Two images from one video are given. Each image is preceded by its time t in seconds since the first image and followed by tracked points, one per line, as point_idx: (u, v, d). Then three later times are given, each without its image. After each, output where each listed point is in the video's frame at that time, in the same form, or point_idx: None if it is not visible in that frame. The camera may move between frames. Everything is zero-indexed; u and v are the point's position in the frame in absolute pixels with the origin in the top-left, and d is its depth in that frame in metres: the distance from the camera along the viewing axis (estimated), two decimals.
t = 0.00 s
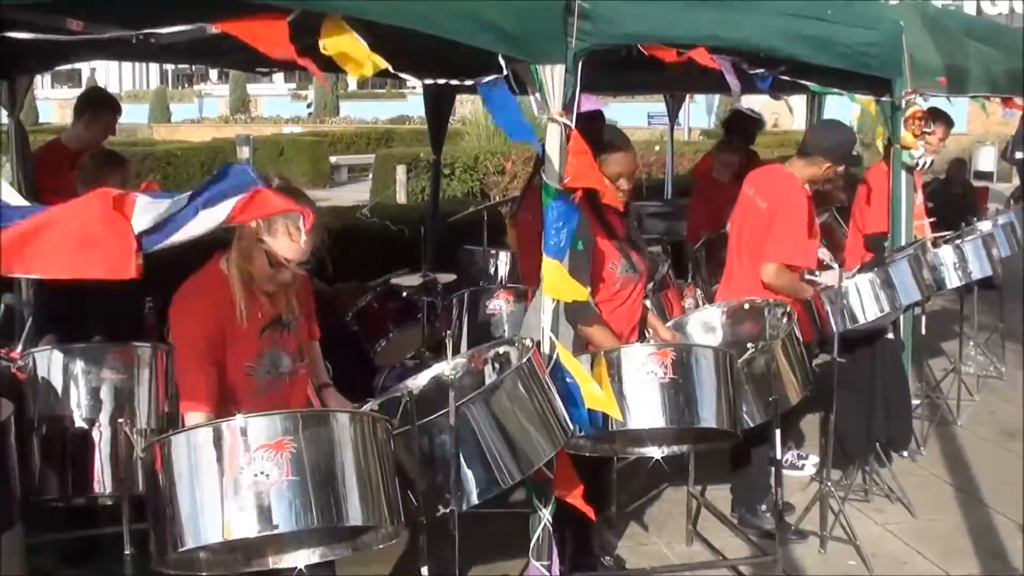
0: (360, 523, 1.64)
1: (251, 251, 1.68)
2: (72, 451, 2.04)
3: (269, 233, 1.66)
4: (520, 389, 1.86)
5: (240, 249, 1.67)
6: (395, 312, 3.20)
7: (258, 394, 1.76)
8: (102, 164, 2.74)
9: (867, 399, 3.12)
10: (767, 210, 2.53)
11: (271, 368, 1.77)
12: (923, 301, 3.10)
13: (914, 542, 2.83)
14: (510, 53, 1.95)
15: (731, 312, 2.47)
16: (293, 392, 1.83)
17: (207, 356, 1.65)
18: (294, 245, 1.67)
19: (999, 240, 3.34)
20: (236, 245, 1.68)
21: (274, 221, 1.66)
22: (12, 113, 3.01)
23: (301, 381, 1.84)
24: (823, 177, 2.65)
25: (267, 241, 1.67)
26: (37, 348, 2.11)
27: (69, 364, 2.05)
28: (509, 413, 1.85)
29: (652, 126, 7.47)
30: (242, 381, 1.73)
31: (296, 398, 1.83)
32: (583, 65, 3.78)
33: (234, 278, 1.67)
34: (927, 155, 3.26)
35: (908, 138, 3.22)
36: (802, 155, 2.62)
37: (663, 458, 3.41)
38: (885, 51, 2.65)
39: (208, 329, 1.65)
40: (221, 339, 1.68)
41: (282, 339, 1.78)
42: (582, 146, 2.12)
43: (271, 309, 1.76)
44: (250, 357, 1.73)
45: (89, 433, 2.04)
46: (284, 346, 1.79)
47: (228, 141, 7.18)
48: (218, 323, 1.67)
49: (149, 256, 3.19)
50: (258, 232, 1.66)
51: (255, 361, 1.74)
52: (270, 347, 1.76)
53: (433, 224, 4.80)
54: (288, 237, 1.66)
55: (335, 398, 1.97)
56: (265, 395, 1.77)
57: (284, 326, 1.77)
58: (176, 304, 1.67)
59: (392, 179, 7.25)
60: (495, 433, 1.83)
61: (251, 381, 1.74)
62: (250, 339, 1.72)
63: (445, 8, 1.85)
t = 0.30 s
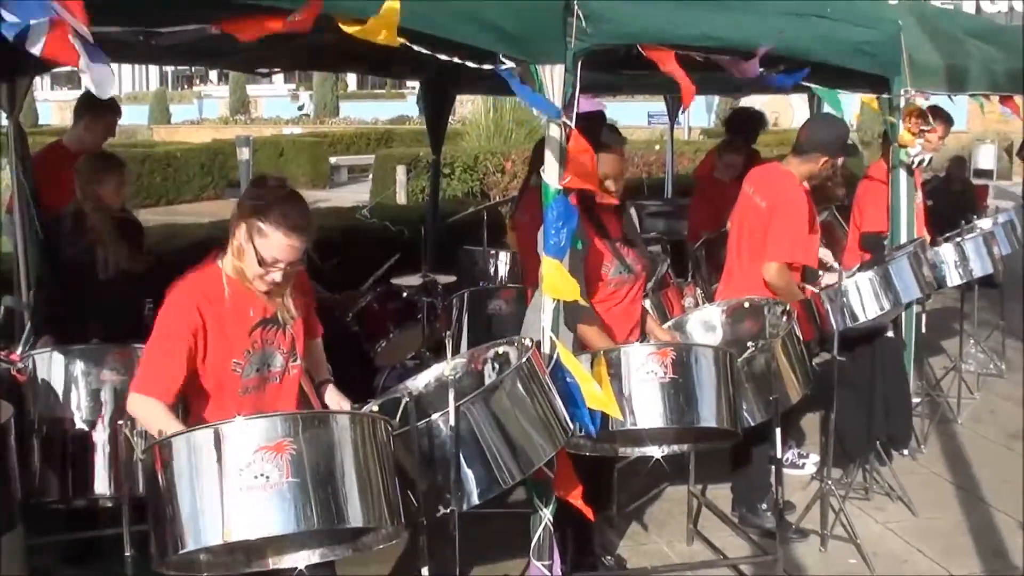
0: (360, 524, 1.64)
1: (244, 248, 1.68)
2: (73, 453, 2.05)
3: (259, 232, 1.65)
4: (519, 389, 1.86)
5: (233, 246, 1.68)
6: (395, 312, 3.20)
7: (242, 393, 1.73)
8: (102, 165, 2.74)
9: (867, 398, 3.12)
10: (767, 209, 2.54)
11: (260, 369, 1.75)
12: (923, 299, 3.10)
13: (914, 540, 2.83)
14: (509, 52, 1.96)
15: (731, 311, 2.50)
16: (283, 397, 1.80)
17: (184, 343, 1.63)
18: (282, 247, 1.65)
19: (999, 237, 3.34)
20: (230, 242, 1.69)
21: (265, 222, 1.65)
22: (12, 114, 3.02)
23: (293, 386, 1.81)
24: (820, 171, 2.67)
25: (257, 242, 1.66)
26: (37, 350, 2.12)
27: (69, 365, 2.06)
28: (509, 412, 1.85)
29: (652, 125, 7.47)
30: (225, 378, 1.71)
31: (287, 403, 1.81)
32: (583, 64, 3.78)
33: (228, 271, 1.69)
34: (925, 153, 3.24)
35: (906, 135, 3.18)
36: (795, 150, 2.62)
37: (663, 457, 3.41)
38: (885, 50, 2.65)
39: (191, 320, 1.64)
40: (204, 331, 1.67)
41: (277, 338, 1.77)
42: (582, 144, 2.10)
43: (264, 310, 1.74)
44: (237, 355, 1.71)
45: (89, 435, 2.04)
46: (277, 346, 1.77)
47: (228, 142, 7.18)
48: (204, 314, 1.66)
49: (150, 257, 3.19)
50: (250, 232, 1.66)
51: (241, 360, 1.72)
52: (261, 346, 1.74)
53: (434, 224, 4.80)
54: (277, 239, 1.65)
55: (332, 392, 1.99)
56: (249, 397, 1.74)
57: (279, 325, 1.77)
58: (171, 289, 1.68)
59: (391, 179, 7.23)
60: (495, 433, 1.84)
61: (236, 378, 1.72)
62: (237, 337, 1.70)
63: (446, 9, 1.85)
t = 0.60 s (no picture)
0: (361, 530, 1.64)
1: (239, 245, 1.69)
2: (73, 456, 2.05)
3: (253, 228, 1.65)
4: (517, 392, 1.86)
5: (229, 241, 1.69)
6: (395, 313, 3.17)
7: (222, 385, 1.72)
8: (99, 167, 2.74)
9: (867, 398, 3.12)
10: (766, 209, 2.54)
11: (241, 365, 1.72)
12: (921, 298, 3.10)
13: (915, 539, 2.83)
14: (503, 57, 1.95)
15: (730, 310, 2.50)
16: (268, 400, 1.75)
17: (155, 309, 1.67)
18: (277, 240, 1.65)
19: (998, 236, 3.34)
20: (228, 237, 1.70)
21: (257, 217, 1.65)
22: (11, 117, 3.02)
23: (282, 391, 1.77)
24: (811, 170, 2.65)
25: (251, 237, 1.66)
26: (36, 353, 2.12)
27: (67, 368, 2.06)
28: (507, 415, 1.85)
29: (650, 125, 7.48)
30: (203, 365, 1.71)
31: (272, 406, 1.76)
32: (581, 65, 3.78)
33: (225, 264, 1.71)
34: (921, 151, 3.27)
35: (902, 135, 3.20)
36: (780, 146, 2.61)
37: (662, 457, 3.42)
38: (883, 49, 2.65)
39: (171, 300, 1.68)
40: (178, 306, 1.68)
41: (267, 338, 1.73)
42: (576, 146, 2.14)
43: (256, 310, 1.72)
44: (216, 344, 1.70)
45: (88, 438, 2.04)
46: (263, 346, 1.73)
47: (227, 144, 7.17)
48: (184, 291, 1.69)
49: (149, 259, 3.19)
50: (244, 226, 1.66)
51: (222, 350, 1.71)
52: (246, 343, 1.71)
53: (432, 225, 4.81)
54: (268, 232, 1.64)
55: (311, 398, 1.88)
56: (229, 390, 1.72)
57: (274, 325, 1.74)
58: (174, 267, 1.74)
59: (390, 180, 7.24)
60: (494, 436, 1.84)
61: (215, 368, 1.71)
62: (218, 326, 1.70)
63: (443, 10, 1.85)
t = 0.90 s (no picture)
0: (361, 531, 1.64)
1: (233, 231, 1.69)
2: (71, 457, 2.05)
3: (244, 211, 1.65)
4: (517, 392, 1.86)
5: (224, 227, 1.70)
6: (393, 314, 3.19)
7: (217, 381, 1.72)
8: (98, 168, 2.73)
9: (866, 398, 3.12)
10: (758, 207, 2.54)
11: (236, 362, 1.73)
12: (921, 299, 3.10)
13: (914, 540, 2.83)
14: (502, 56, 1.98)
15: (728, 311, 2.47)
16: (263, 402, 1.74)
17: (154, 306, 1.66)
18: (268, 222, 1.65)
19: (997, 236, 3.34)
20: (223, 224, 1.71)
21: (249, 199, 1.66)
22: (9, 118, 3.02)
23: (276, 393, 1.75)
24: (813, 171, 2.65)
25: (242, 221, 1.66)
26: (35, 354, 2.12)
27: (67, 368, 2.07)
28: (507, 417, 1.85)
29: (649, 126, 7.48)
30: (199, 361, 1.72)
31: (267, 409, 1.74)
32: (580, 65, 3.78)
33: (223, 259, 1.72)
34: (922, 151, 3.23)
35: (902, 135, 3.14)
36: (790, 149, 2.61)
37: (661, 458, 3.42)
38: (881, 49, 2.65)
39: (169, 296, 1.68)
40: (177, 303, 1.69)
41: (261, 338, 1.73)
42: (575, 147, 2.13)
43: (254, 306, 1.73)
44: (211, 339, 1.71)
45: (87, 440, 2.05)
46: (258, 344, 1.73)
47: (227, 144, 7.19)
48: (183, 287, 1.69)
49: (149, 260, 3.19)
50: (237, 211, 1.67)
51: (217, 346, 1.71)
52: (242, 340, 1.72)
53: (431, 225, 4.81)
54: (259, 216, 1.64)
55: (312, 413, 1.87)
56: (223, 388, 1.73)
57: (268, 323, 1.74)
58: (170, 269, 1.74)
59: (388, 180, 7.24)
60: (494, 437, 1.84)
61: (210, 364, 1.72)
62: (214, 321, 1.71)
63: (443, 10, 1.84)
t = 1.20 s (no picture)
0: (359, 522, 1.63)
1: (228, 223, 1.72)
2: (71, 457, 2.05)
3: (237, 199, 1.69)
4: (517, 390, 1.86)
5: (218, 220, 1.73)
6: (391, 314, 3.22)
7: (218, 376, 1.71)
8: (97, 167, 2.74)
9: (866, 396, 3.12)
10: (742, 202, 2.55)
11: (237, 355, 1.71)
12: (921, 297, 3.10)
13: (914, 538, 2.83)
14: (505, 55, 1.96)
15: (727, 310, 2.48)
16: (261, 395, 1.73)
17: (157, 308, 1.69)
18: (260, 209, 1.68)
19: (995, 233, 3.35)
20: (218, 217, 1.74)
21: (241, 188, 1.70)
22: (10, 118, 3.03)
23: (277, 384, 1.74)
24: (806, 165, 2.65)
25: (235, 208, 1.69)
26: (34, 354, 2.12)
27: (66, 368, 2.06)
28: (507, 414, 1.85)
29: (648, 126, 7.48)
30: (200, 356, 1.71)
31: (265, 399, 1.73)
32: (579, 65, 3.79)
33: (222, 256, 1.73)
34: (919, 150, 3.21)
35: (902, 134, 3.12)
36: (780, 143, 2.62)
37: (661, 456, 3.42)
38: (880, 47, 2.65)
39: (171, 295, 1.70)
40: (178, 301, 1.70)
41: (262, 329, 1.72)
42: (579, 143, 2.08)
43: (255, 299, 1.73)
44: (212, 334, 1.71)
45: (86, 440, 2.04)
46: (257, 335, 1.72)
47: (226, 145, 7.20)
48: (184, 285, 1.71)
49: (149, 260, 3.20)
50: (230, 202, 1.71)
51: (218, 339, 1.71)
52: (241, 333, 1.71)
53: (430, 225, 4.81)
54: (251, 202, 1.67)
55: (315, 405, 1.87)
56: (224, 382, 1.72)
57: (268, 316, 1.73)
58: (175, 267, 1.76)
59: (387, 180, 7.24)
60: (493, 435, 1.83)
61: (212, 358, 1.71)
62: (215, 316, 1.71)
63: (442, 9, 1.85)
